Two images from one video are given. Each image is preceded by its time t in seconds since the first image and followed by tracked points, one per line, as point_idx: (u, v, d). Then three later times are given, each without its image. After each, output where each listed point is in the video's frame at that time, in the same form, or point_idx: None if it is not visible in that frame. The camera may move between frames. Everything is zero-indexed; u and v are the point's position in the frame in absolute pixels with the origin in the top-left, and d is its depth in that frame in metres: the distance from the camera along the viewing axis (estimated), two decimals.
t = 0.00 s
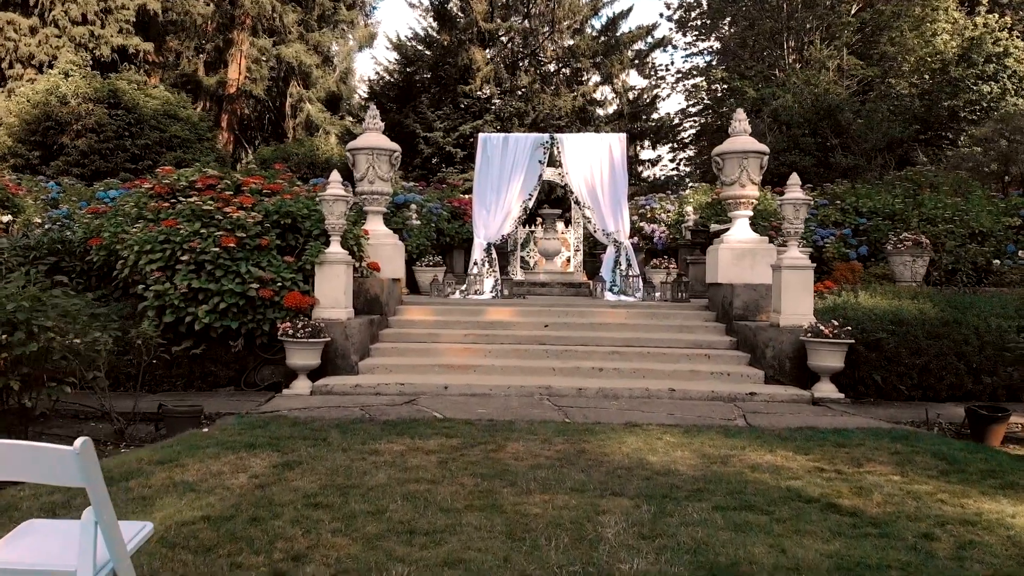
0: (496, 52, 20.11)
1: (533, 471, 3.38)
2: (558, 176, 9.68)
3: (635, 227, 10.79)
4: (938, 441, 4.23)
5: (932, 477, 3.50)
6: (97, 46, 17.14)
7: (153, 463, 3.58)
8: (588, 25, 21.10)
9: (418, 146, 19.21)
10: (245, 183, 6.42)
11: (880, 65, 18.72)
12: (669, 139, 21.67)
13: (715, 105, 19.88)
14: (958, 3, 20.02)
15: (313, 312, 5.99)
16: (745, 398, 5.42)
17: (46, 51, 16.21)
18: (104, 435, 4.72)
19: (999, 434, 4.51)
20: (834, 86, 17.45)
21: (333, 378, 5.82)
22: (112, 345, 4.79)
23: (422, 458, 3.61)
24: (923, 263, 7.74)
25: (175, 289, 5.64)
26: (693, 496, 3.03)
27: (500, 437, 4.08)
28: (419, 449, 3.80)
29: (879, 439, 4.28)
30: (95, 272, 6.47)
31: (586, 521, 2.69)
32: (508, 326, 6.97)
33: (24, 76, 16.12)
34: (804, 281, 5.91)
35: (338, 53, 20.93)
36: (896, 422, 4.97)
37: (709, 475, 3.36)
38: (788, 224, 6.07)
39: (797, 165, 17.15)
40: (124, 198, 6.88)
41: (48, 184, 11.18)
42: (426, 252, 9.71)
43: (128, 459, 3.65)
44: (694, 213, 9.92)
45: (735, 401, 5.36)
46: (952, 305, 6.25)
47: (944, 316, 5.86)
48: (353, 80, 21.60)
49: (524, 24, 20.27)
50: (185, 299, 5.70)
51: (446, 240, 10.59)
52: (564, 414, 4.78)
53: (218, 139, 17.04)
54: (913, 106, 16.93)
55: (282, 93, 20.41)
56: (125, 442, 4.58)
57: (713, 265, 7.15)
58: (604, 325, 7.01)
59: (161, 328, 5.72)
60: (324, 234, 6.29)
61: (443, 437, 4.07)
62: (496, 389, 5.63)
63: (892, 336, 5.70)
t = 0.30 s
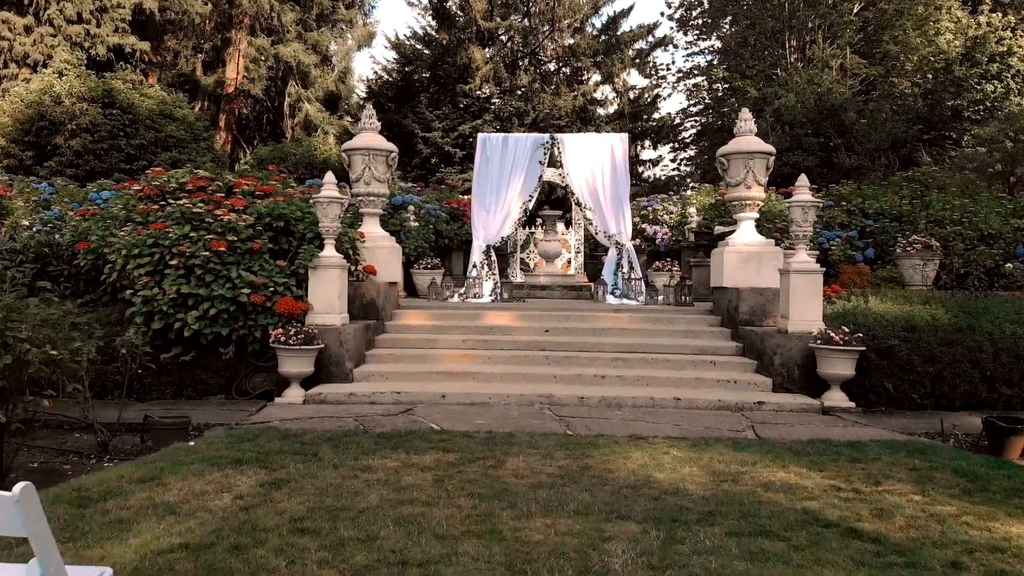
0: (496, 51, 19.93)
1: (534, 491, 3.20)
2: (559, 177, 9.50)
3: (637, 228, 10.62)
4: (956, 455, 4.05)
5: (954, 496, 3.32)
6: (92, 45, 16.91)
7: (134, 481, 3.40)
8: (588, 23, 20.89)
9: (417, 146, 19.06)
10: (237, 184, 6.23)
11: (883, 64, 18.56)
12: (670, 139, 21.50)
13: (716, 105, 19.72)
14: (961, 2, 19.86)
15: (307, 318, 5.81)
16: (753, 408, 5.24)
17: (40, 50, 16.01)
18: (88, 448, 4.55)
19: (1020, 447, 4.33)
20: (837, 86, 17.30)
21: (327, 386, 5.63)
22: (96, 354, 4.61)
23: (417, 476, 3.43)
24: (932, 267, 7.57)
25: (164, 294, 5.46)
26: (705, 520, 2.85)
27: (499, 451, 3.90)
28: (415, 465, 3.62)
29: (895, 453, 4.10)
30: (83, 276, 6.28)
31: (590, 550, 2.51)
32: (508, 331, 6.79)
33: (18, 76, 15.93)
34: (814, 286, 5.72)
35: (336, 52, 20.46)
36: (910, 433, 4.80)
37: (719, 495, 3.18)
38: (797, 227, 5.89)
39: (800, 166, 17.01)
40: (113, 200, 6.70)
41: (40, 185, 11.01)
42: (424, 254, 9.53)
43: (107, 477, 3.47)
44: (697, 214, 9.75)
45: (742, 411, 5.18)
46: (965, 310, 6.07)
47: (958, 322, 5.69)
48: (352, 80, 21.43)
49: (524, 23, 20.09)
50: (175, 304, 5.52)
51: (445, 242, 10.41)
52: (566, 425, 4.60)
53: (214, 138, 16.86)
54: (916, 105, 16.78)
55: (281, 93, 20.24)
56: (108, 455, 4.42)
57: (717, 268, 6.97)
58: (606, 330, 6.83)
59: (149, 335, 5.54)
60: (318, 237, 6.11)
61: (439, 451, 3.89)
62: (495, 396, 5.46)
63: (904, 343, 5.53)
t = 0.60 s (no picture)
0: (496, 50, 19.72)
1: (533, 516, 3.01)
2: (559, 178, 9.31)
3: (639, 230, 10.43)
4: (976, 473, 3.86)
5: (978, 520, 3.13)
6: (88, 44, 16.72)
7: (111, 503, 3.22)
8: (589, 23, 20.61)
9: (416, 146, 18.89)
10: (228, 187, 6.05)
11: (887, 63, 18.37)
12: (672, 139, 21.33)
13: (717, 105, 19.58)
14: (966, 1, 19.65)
15: (299, 324, 5.62)
16: (761, 419, 5.06)
17: (36, 49, 15.83)
18: (69, 462, 4.37)
19: None
20: (840, 86, 17.13)
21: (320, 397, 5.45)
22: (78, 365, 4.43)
23: (410, 498, 3.25)
24: (941, 271, 7.40)
25: (151, 301, 5.28)
26: (715, 549, 2.66)
27: (497, 469, 3.71)
28: (408, 485, 3.44)
29: (912, 471, 3.91)
30: (71, 281, 6.12)
31: None
32: (507, 337, 6.60)
33: (13, 75, 15.76)
34: (823, 291, 5.54)
35: (336, 51, 20.46)
36: (925, 447, 4.61)
37: (730, 520, 3.00)
38: (806, 231, 5.70)
39: (803, 166, 16.85)
40: (102, 203, 6.51)
41: (34, 186, 10.86)
42: (422, 257, 9.35)
43: (84, 499, 3.29)
44: (701, 216, 9.57)
45: (750, 423, 4.99)
46: (979, 317, 5.88)
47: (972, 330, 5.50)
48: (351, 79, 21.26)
49: (524, 22, 19.91)
50: (162, 311, 5.34)
51: (443, 244, 10.23)
52: (567, 439, 4.41)
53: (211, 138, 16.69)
54: (919, 105, 16.52)
55: (279, 92, 20.06)
56: (90, 470, 4.24)
57: (722, 272, 6.77)
58: (608, 336, 6.65)
59: (136, 343, 5.36)
60: (311, 241, 5.92)
61: (434, 469, 3.70)
62: (493, 406, 5.27)
63: (917, 352, 5.34)
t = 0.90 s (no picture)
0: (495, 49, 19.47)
1: (531, 543, 2.82)
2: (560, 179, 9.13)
3: (641, 232, 10.25)
4: (997, 492, 3.67)
5: (1005, 547, 2.94)
6: (84, 44, 16.50)
7: (84, 528, 3.03)
8: (589, 21, 20.40)
9: (415, 146, 18.72)
10: (217, 190, 5.87)
11: (889, 63, 18.21)
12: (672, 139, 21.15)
13: (718, 105, 19.37)
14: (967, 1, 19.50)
15: (291, 332, 5.44)
16: (770, 432, 4.86)
17: (31, 48, 15.64)
18: (48, 478, 4.18)
19: None
20: (843, 86, 16.96)
21: (311, 407, 5.26)
22: (57, 376, 4.24)
23: (401, 522, 3.06)
24: (950, 275, 7.23)
25: (137, 308, 5.10)
26: None
27: (494, 489, 3.52)
28: (400, 507, 3.25)
29: (930, 490, 3.72)
30: (56, 287, 5.93)
31: None
32: (506, 343, 6.42)
33: (7, 75, 15.56)
34: (832, 297, 5.36)
35: (334, 51, 20.30)
36: (941, 462, 4.42)
37: (741, 548, 2.80)
38: (814, 235, 5.51)
39: (806, 167, 16.66)
40: (88, 207, 6.32)
41: (25, 188, 10.67)
42: (419, 260, 9.16)
43: (57, 523, 3.10)
44: (705, 218, 9.38)
45: (758, 435, 4.80)
46: (993, 325, 5.69)
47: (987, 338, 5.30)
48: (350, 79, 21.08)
49: (524, 21, 19.72)
50: (148, 319, 5.15)
51: (441, 247, 10.04)
52: (569, 454, 4.22)
53: (207, 138, 16.51)
54: (922, 105, 16.31)
55: (277, 92, 19.89)
56: (70, 487, 4.05)
57: (727, 278, 6.58)
58: (610, 342, 6.46)
59: (121, 352, 5.17)
60: (303, 245, 5.73)
61: (428, 489, 3.51)
62: (491, 417, 5.07)
63: (930, 361, 5.15)
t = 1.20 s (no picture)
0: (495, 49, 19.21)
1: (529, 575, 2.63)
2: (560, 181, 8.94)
3: (642, 234, 10.05)
4: (1021, 514, 3.48)
5: None
6: (79, 43, 16.28)
7: (55, 556, 2.85)
8: (590, 20, 20.18)
9: (413, 147, 18.55)
10: (206, 193, 5.69)
11: (892, 62, 18.00)
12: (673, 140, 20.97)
13: (719, 105, 19.19)
14: None
15: (281, 340, 5.25)
16: (779, 445, 4.67)
17: (25, 48, 15.46)
18: (25, 495, 4.00)
19: None
20: (847, 86, 16.81)
21: (302, 419, 5.07)
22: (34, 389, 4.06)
23: (391, 550, 2.87)
24: (960, 281, 7.05)
25: (121, 316, 4.91)
26: None
27: (490, 510, 3.33)
28: (391, 532, 3.06)
29: (949, 511, 3.53)
30: (40, 293, 5.75)
31: None
32: (504, 350, 6.22)
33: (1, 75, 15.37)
34: (842, 304, 5.17)
35: (333, 50, 20.15)
36: (957, 478, 4.23)
37: None
38: (823, 240, 5.33)
39: (809, 168, 16.44)
40: (73, 209, 6.13)
41: (16, 189, 10.47)
42: (416, 263, 8.97)
43: (25, 550, 2.91)
44: (708, 221, 9.19)
45: (766, 448, 4.62)
46: (1008, 333, 5.49)
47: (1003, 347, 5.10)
48: (348, 78, 20.87)
49: (524, 20, 19.51)
50: (133, 327, 4.97)
51: (439, 250, 9.84)
52: (569, 470, 4.03)
53: (203, 139, 16.33)
54: (926, 105, 16.08)
55: (275, 92, 19.71)
56: (47, 506, 3.87)
57: (732, 283, 6.40)
58: (611, 349, 6.27)
59: (105, 362, 4.98)
60: (294, 250, 5.55)
61: (420, 512, 3.31)
62: (489, 429, 4.88)
63: (944, 371, 4.96)
